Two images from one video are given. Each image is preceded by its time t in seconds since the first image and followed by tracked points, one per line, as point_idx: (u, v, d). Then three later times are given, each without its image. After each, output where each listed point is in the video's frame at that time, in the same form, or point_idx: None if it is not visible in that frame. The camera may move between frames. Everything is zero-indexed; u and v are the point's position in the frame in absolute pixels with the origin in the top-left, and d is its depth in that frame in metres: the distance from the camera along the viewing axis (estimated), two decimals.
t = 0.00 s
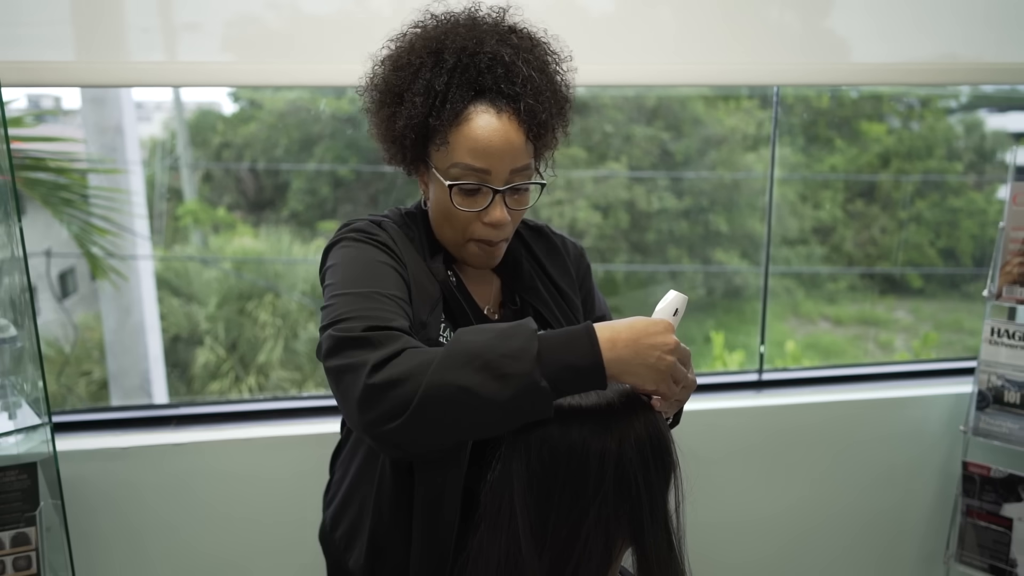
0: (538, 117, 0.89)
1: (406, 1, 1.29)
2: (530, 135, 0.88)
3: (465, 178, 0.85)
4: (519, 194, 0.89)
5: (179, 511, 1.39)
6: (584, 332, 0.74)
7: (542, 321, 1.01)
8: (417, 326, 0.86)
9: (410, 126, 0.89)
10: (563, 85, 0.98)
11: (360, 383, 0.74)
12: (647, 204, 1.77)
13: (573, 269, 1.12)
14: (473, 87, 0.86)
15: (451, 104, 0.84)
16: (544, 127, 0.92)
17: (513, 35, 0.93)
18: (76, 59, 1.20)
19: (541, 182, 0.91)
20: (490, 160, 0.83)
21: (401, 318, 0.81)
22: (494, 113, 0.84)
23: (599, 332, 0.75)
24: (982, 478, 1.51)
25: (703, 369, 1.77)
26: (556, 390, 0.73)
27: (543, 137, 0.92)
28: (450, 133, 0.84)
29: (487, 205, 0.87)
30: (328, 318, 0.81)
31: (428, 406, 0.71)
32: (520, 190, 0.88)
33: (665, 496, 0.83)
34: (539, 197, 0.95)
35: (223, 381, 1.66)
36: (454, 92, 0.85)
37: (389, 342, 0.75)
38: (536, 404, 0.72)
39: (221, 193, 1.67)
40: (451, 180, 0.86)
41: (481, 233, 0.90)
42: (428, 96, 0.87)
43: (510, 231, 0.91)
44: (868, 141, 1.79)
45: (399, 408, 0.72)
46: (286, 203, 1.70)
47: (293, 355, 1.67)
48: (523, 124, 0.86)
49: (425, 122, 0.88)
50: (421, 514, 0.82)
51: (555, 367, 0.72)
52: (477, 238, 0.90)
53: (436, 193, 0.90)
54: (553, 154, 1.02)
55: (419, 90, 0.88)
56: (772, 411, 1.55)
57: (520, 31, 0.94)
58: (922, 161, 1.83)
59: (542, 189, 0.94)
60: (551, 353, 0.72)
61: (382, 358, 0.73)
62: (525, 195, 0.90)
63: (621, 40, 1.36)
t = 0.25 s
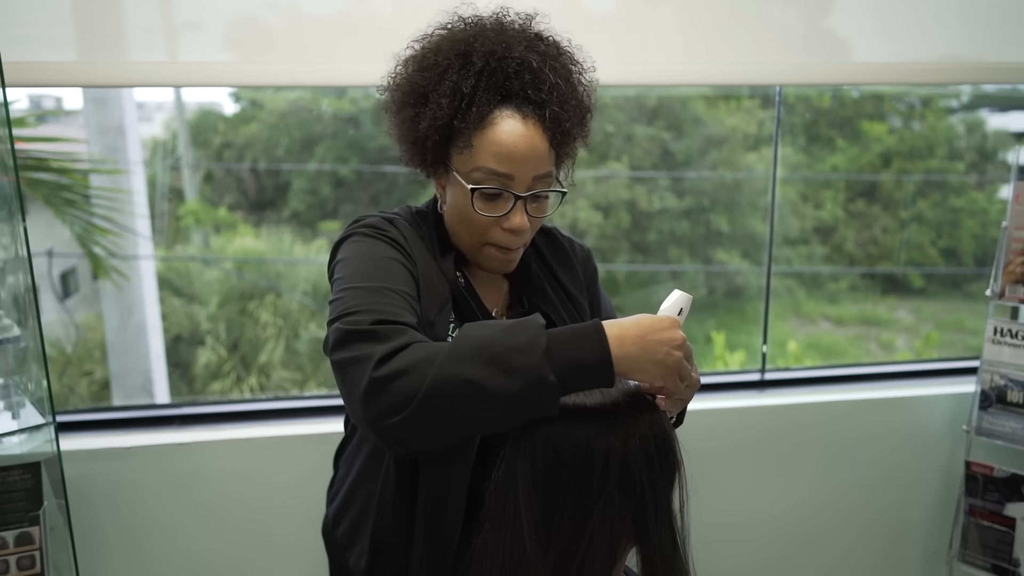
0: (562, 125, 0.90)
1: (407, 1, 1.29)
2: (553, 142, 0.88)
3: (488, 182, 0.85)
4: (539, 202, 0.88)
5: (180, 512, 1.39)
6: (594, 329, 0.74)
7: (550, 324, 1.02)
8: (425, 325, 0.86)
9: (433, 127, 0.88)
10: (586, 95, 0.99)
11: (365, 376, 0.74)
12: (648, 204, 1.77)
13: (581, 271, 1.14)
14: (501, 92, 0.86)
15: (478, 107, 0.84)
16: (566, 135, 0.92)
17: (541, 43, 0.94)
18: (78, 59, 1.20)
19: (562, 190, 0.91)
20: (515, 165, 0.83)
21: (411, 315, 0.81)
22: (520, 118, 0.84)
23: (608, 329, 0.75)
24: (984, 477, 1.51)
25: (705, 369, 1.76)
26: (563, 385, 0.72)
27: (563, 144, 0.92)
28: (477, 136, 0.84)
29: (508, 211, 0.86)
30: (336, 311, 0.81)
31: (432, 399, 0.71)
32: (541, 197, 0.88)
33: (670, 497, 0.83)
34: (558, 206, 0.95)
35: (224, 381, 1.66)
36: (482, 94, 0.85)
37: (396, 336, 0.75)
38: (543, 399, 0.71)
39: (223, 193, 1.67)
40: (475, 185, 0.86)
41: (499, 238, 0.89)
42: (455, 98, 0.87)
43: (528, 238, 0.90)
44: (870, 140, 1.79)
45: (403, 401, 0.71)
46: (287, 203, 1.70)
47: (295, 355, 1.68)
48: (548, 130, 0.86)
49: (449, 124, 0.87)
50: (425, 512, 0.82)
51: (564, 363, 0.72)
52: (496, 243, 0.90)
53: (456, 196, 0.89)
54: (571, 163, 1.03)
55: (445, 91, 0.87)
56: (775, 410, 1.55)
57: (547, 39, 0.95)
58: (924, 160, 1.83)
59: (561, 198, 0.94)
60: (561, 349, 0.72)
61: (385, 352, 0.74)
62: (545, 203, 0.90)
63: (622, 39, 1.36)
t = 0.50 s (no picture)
0: (573, 133, 0.91)
1: (407, 2, 1.29)
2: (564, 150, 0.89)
3: (499, 192, 0.85)
4: (549, 211, 0.89)
5: (180, 512, 1.39)
6: (596, 330, 0.75)
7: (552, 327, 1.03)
8: (428, 329, 0.86)
9: (446, 135, 0.88)
10: (597, 102, 0.99)
11: (366, 376, 0.74)
12: (648, 204, 1.77)
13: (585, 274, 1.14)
14: (514, 100, 0.86)
15: (491, 115, 0.84)
16: (577, 142, 0.93)
17: (554, 50, 0.94)
18: (79, 60, 1.20)
19: (571, 199, 0.91)
20: (526, 174, 0.83)
21: (415, 317, 0.81)
22: (532, 128, 0.84)
23: (611, 331, 0.76)
24: (985, 478, 1.51)
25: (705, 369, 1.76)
26: (565, 385, 0.73)
27: (574, 151, 0.93)
28: (489, 145, 0.84)
29: (519, 220, 0.87)
30: (339, 310, 0.81)
31: (433, 399, 0.71)
32: (551, 207, 0.89)
33: (671, 498, 0.83)
34: (566, 215, 0.95)
35: (225, 382, 1.66)
36: (495, 103, 0.85)
37: (397, 336, 0.75)
38: (544, 399, 0.71)
39: (223, 193, 1.69)
40: (486, 194, 0.86)
41: (509, 246, 0.90)
42: (468, 105, 0.87)
43: (537, 246, 0.91)
44: (870, 140, 1.79)
45: (404, 401, 0.72)
46: (288, 203, 1.71)
47: (296, 355, 1.68)
48: (558, 139, 0.87)
49: (461, 132, 0.87)
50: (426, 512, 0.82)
51: (566, 363, 0.72)
52: (505, 251, 0.90)
53: (465, 204, 0.89)
54: (580, 170, 1.03)
55: (458, 98, 0.87)
56: (775, 410, 1.55)
57: (559, 45, 0.95)
58: (924, 160, 1.83)
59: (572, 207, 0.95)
60: (563, 350, 0.73)
61: (386, 351, 0.74)
62: (554, 212, 0.91)
63: (623, 39, 1.36)
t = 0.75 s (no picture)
0: (577, 137, 0.91)
1: (406, 2, 1.29)
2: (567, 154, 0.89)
3: (502, 195, 0.85)
4: (553, 215, 0.89)
5: (179, 512, 1.39)
6: (596, 330, 0.75)
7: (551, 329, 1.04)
8: (429, 332, 0.87)
9: (449, 137, 0.88)
10: (601, 106, 1.00)
11: (366, 380, 0.74)
12: (647, 204, 1.77)
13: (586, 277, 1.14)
14: (518, 104, 0.86)
15: (495, 118, 0.84)
16: (581, 146, 0.93)
17: (559, 54, 0.94)
18: (78, 61, 1.20)
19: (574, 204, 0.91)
20: (530, 178, 0.84)
21: (415, 321, 0.82)
22: (536, 131, 0.84)
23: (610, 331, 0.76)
24: (983, 477, 1.51)
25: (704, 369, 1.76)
26: (566, 387, 0.73)
27: (578, 155, 0.93)
28: (493, 148, 0.84)
29: (522, 223, 0.87)
30: (339, 314, 0.81)
31: (433, 403, 0.71)
32: (554, 211, 0.89)
33: (670, 497, 0.84)
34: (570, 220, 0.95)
35: (224, 382, 1.66)
36: (500, 106, 0.85)
37: (397, 340, 0.75)
38: (544, 401, 0.72)
39: (222, 193, 1.68)
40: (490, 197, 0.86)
41: (512, 250, 0.90)
42: (472, 108, 0.86)
43: (541, 251, 0.91)
44: (869, 140, 1.80)
45: (404, 405, 0.72)
46: (287, 203, 1.71)
47: (295, 355, 1.68)
48: (562, 143, 0.87)
49: (465, 134, 0.87)
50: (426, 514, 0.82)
51: (566, 364, 0.73)
52: (508, 255, 0.91)
53: (469, 206, 0.89)
54: (583, 174, 1.04)
55: (462, 101, 0.87)
56: (773, 411, 1.55)
57: (564, 49, 0.95)
58: (922, 160, 1.84)
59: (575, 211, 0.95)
60: (563, 351, 0.73)
61: (385, 355, 0.74)
62: (558, 216, 0.91)
63: (622, 39, 1.36)
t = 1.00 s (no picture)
0: (579, 140, 0.92)
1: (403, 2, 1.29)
2: (570, 156, 0.90)
3: (505, 198, 0.86)
4: (555, 218, 0.90)
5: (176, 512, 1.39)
6: (597, 330, 0.75)
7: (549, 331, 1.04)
8: (429, 334, 0.87)
9: (453, 139, 0.88)
10: (604, 109, 1.00)
11: (367, 382, 0.74)
12: (644, 204, 1.77)
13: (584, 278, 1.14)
14: (523, 106, 0.87)
15: (500, 120, 0.84)
16: (584, 149, 0.94)
17: (563, 57, 0.94)
18: (74, 61, 1.20)
19: (576, 206, 0.92)
20: (533, 181, 0.84)
21: (416, 322, 0.82)
22: (540, 134, 0.85)
23: (611, 330, 0.76)
24: (978, 476, 1.52)
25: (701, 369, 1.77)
26: (569, 386, 0.73)
27: (581, 158, 0.94)
28: (496, 151, 0.85)
29: (524, 226, 0.87)
30: (339, 314, 0.81)
31: (435, 404, 0.71)
32: (556, 214, 0.89)
33: (667, 496, 0.84)
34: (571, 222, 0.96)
35: (221, 382, 1.66)
36: (504, 108, 0.85)
37: (399, 341, 0.76)
38: (547, 401, 0.72)
39: (218, 193, 1.67)
40: (494, 200, 0.86)
41: (514, 253, 0.90)
42: (476, 110, 0.86)
43: (542, 253, 0.92)
44: (864, 140, 1.80)
45: (406, 407, 0.72)
46: (284, 203, 1.70)
47: (292, 355, 1.68)
48: (566, 146, 0.88)
49: (469, 136, 0.87)
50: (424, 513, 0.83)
51: (568, 364, 0.73)
52: (510, 257, 0.91)
53: (471, 209, 0.90)
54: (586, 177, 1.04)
55: (466, 102, 0.87)
56: (769, 409, 1.55)
57: (568, 51, 0.95)
58: (918, 160, 1.84)
59: (576, 213, 0.96)
60: (565, 351, 0.73)
61: (387, 356, 0.74)
62: (559, 219, 0.91)
63: (619, 40, 1.37)
